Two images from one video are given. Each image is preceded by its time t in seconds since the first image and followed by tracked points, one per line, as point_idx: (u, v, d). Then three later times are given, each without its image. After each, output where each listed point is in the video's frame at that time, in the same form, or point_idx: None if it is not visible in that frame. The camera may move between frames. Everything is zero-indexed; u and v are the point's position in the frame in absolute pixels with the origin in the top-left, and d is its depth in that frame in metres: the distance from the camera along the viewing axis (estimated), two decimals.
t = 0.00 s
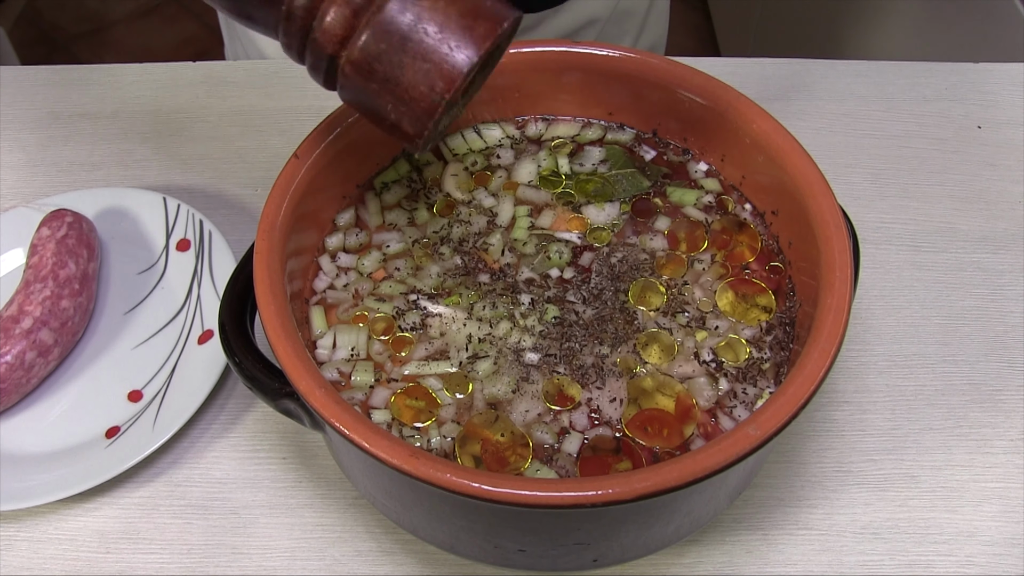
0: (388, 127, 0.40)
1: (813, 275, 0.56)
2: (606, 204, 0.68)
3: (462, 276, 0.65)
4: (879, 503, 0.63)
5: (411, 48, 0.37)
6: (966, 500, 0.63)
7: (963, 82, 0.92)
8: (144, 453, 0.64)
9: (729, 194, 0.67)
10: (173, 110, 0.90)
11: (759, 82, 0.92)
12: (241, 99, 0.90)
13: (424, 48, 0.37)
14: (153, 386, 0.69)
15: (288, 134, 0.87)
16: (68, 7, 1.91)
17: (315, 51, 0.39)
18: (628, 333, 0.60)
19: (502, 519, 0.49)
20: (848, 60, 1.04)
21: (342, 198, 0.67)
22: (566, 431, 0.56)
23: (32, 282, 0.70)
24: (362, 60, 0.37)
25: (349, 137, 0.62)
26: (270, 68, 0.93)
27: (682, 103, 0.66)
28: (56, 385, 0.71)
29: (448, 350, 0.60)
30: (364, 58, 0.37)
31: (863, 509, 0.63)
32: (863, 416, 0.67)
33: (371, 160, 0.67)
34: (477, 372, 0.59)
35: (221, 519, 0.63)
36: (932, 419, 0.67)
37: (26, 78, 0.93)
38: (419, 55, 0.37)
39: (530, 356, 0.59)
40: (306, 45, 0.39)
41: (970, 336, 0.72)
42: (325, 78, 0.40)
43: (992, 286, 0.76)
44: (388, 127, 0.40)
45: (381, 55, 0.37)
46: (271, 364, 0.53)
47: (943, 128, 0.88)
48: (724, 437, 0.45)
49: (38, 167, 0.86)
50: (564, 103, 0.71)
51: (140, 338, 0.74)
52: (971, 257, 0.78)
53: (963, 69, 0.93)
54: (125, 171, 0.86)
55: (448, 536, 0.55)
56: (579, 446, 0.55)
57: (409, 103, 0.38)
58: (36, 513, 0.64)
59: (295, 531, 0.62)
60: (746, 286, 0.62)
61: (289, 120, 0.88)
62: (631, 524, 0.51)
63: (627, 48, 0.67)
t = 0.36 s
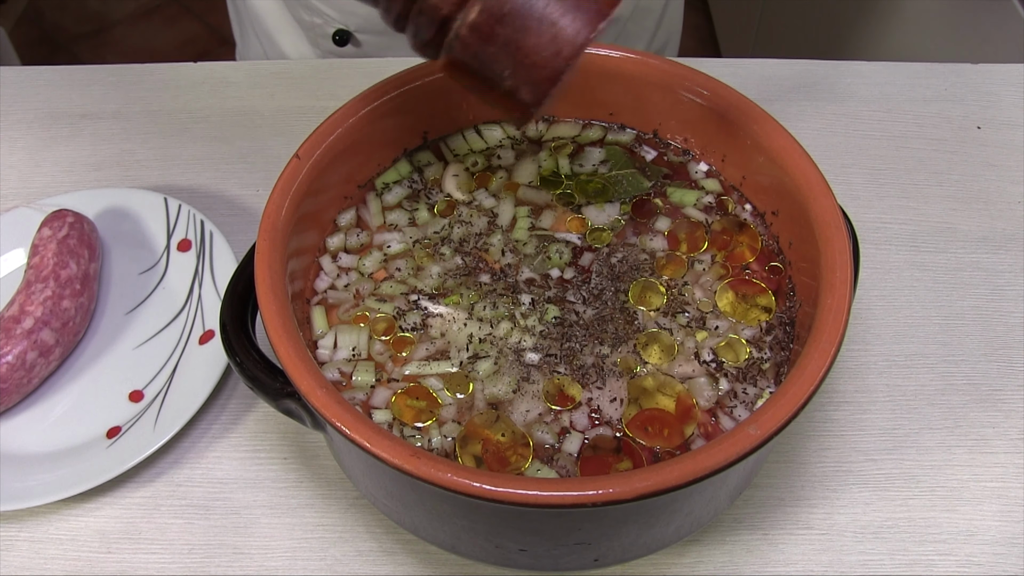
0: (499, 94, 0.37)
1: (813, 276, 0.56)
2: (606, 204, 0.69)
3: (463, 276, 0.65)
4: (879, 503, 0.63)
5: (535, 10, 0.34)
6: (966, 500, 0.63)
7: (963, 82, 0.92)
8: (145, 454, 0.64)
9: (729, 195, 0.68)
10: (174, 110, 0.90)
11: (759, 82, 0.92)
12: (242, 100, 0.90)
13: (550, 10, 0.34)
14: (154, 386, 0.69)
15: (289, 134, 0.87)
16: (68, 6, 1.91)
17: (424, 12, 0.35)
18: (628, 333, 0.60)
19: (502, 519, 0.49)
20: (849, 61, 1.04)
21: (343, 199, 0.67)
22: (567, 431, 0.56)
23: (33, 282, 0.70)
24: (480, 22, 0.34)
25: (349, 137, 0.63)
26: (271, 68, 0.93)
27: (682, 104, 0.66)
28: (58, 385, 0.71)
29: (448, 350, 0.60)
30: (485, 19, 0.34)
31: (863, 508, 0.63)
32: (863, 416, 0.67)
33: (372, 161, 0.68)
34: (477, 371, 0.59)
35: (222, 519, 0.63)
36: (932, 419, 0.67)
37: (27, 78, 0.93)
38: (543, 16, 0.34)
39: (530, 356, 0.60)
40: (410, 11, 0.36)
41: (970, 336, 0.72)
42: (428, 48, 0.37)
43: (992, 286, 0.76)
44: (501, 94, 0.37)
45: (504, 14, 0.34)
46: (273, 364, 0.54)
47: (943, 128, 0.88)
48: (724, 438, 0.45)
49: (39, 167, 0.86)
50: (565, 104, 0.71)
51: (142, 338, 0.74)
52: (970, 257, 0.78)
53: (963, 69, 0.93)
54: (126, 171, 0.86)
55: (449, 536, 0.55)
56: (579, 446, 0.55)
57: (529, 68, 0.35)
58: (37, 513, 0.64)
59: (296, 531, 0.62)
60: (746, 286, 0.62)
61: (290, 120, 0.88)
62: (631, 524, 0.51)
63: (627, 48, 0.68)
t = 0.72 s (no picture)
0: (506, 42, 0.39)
1: (810, 277, 0.56)
2: (604, 207, 0.69)
3: (462, 279, 0.65)
4: (876, 503, 0.63)
5: None
6: (962, 500, 0.64)
7: (957, 86, 0.92)
8: (144, 456, 0.64)
9: (726, 197, 0.68)
10: (173, 114, 0.90)
11: (756, 85, 0.92)
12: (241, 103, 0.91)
13: None
14: (154, 389, 0.70)
15: (288, 138, 0.87)
16: (65, 11, 1.91)
17: None
18: (626, 335, 0.61)
19: (503, 519, 0.49)
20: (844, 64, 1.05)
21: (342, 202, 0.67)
22: (566, 432, 0.56)
23: (33, 285, 0.70)
24: None
25: (349, 140, 0.63)
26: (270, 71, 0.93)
27: (679, 107, 0.67)
28: (57, 388, 0.71)
29: (448, 352, 0.61)
30: None
31: (860, 509, 0.63)
32: (860, 417, 0.68)
33: (372, 164, 0.68)
34: (477, 373, 0.59)
35: (222, 521, 0.63)
36: (928, 419, 0.68)
37: (27, 82, 0.93)
38: None
39: (529, 357, 0.60)
40: None
41: (965, 337, 0.73)
42: None
43: (987, 288, 0.77)
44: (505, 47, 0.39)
45: None
46: (274, 366, 0.54)
47: (938, 132, 0.88)
48: (722, 437, 0.46)
49: (38, 171, 0.87)
50: (563, 107, 0.72)
51: (141, 341, 0.74)
52: (965, 259, 0.79)
53: (957, 73, 0.94)
54: (125, 175, 0.86)
55: (449, 537, 0.56)
56: (578, 446, 0.55)
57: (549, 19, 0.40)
58: (37, 516, 0.64)
59: (295, 533, 0.62)
60: (743, 288, 0.62)
61: (289, 124, 0.89)
62: (630, 525, 0.51)
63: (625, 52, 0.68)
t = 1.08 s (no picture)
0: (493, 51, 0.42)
1: (802, 278, 0.57)
2: (598, 209, 0.69)
3: (457, 281, 0.65)
4: (869, 503, 0.64)
5: None
6: (955, 500, 0.64)
7: (948, 89, 0.93)
8: (140, 460, 0.64)
9: (719, 200, 0.69)
10: (168, 118, 0.90)
11: (748, 88, 0.93)
12: (236, 108, 0.91)
13: None
14: (149, 392, 0.70)
15: (282, 142, 0.87)
16: (58, 15, 1.91)
17: None
18: (620, 336, 0.61)
19: (498, 520, 0.49)
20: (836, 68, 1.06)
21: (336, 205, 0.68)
22: (560, 433, 0.57)
23: (28, 290, 0.70)
24: None
25: (344, 144, 0.63)
26: (265, 76, 0.93)
27: (672, 111, 0.67)
28: (52, 392, 0.71)
29: (443, 355, 0.61)
30: None
31: (854, 509, 0.63)
32: (853, 418, 0.68)
33: (366, 168, 0.68)
34: (472, 375, 0.59)
35: (218, 525, 0.63)
36: (920, 420, 0.68)
37: (21, 87, 0.93)
38: None
39: (524, 359, 0.60)
40: None
41: (957, 338, 0.74)
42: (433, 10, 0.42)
43: (978, 289, 0.77)
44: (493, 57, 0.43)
45: None
46: (269, 369, 0.54)
47: (930, 134, 0.89)
48: (716, 438, 0.46)
49: (32, 175, 0.87)
50: (556, 111, 0.72)
51: (136, 345, 0.74)
52: (957, 261, 0.79)
53: (948, 76, 0.94)
54: (120, 179, 0.86)
55: (445, 539, 0.56)
56: (573, 447, 0.56)
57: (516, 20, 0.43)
58: (32, 520, 0.64)
59: (291, 536, 0.62)
60: (736, 290, 0.63)
61: (284, 128, 0.89)
62: (625, 525, 0.52)
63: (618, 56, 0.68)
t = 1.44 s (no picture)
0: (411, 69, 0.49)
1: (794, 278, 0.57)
2: (591, 211, 0.70)
3: (450, 283, 0.65)
4: (862, 504, 0.64)
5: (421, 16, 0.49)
6: (948, 500, 0.64)
7: (940, 91, 0.93)
8: (133, 463, 0.64)
9: (711, 202, 0.69)
10: (161, 122, 0.90)
11: (741, 91, 0.93)
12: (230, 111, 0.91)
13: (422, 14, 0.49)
14: (143, 396, 0.70)
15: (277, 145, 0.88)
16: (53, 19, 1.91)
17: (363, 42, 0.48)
18: (613, 338, 0.61)
19: (491, 522, 0.49)
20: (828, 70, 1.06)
21: (329, 208, 0.68)
22: (553, 434, 0.57)
23: (21, 293, 0.70)
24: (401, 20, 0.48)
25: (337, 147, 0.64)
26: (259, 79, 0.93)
27: (664, 113, 0.67)
28: (46, 396, 0.71)
29: (436, 357, 0.61)
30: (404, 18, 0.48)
31: (847, 510, 0.64)
32: (846, 419, 0.69)
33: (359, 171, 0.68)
34: (465, 377, 0.59)
35: (212, 528, 0.63)
36: (913, 421, 0.69)
37: (14, 91, 0.93)
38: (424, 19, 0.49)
39: (517, 361, 0.60)
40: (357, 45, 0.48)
41: (950, 339, 0.74)
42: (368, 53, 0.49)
43: (970, 290, 0.78)
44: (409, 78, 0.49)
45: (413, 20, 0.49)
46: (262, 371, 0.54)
47: (922, 136, 0.89)
48: (708, 438, 0.46)
49: (26, 179, 0.87)
50: (548, 113, 0.72)
51: (130, 348, 0.74)
52: (949, 262, 0.80)
53: (940, 78, 0.95)
54: (114, 183, 0.86)
55: (439, 541, 0.56)
56: (566, 449, 0.56)
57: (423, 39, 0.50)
58: (25, 524, 0.64)
59: (285, 538, 0.62)
60: (728, 291, 0.63)
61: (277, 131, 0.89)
62: (618, 526, 0.52)
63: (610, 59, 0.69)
